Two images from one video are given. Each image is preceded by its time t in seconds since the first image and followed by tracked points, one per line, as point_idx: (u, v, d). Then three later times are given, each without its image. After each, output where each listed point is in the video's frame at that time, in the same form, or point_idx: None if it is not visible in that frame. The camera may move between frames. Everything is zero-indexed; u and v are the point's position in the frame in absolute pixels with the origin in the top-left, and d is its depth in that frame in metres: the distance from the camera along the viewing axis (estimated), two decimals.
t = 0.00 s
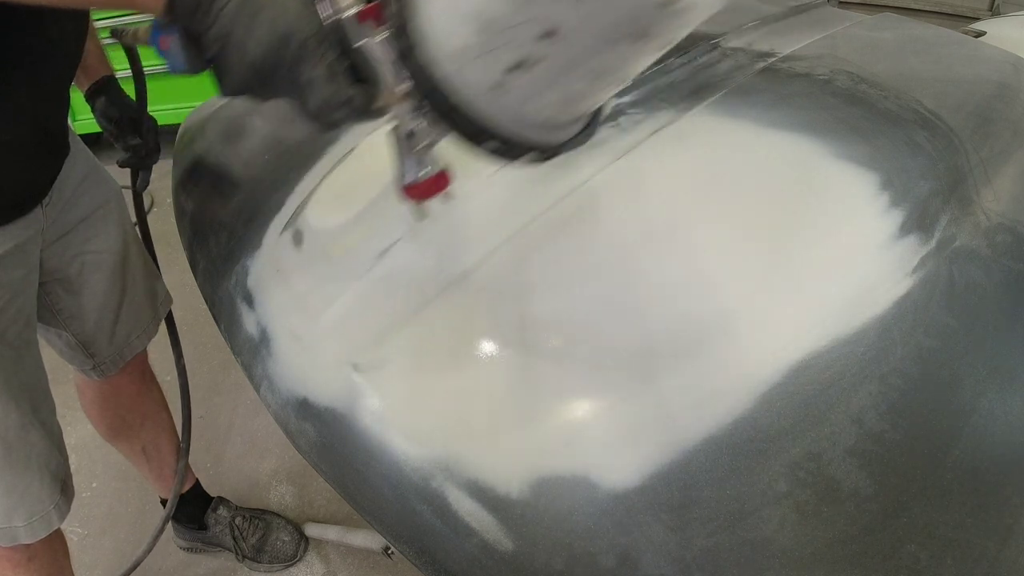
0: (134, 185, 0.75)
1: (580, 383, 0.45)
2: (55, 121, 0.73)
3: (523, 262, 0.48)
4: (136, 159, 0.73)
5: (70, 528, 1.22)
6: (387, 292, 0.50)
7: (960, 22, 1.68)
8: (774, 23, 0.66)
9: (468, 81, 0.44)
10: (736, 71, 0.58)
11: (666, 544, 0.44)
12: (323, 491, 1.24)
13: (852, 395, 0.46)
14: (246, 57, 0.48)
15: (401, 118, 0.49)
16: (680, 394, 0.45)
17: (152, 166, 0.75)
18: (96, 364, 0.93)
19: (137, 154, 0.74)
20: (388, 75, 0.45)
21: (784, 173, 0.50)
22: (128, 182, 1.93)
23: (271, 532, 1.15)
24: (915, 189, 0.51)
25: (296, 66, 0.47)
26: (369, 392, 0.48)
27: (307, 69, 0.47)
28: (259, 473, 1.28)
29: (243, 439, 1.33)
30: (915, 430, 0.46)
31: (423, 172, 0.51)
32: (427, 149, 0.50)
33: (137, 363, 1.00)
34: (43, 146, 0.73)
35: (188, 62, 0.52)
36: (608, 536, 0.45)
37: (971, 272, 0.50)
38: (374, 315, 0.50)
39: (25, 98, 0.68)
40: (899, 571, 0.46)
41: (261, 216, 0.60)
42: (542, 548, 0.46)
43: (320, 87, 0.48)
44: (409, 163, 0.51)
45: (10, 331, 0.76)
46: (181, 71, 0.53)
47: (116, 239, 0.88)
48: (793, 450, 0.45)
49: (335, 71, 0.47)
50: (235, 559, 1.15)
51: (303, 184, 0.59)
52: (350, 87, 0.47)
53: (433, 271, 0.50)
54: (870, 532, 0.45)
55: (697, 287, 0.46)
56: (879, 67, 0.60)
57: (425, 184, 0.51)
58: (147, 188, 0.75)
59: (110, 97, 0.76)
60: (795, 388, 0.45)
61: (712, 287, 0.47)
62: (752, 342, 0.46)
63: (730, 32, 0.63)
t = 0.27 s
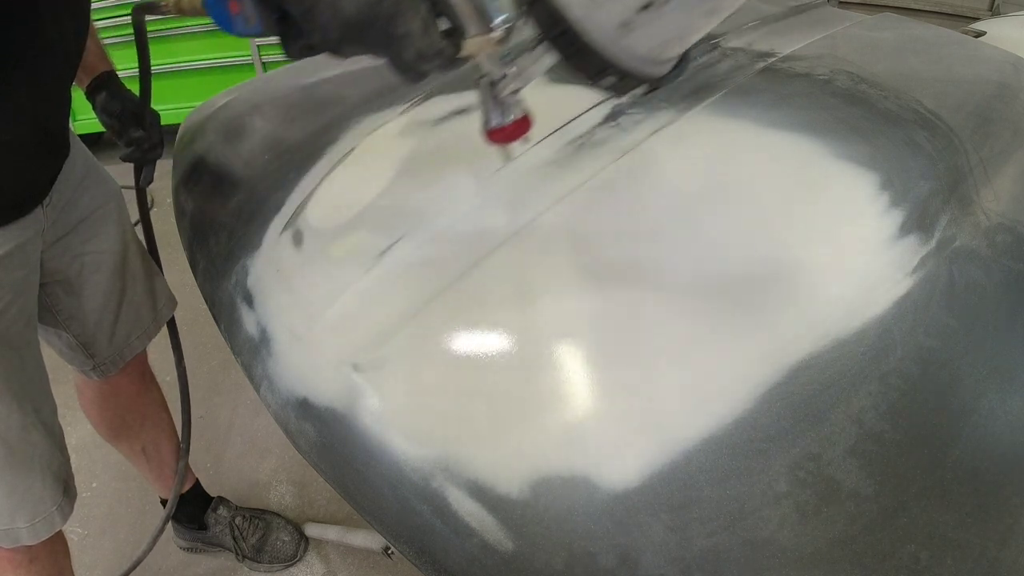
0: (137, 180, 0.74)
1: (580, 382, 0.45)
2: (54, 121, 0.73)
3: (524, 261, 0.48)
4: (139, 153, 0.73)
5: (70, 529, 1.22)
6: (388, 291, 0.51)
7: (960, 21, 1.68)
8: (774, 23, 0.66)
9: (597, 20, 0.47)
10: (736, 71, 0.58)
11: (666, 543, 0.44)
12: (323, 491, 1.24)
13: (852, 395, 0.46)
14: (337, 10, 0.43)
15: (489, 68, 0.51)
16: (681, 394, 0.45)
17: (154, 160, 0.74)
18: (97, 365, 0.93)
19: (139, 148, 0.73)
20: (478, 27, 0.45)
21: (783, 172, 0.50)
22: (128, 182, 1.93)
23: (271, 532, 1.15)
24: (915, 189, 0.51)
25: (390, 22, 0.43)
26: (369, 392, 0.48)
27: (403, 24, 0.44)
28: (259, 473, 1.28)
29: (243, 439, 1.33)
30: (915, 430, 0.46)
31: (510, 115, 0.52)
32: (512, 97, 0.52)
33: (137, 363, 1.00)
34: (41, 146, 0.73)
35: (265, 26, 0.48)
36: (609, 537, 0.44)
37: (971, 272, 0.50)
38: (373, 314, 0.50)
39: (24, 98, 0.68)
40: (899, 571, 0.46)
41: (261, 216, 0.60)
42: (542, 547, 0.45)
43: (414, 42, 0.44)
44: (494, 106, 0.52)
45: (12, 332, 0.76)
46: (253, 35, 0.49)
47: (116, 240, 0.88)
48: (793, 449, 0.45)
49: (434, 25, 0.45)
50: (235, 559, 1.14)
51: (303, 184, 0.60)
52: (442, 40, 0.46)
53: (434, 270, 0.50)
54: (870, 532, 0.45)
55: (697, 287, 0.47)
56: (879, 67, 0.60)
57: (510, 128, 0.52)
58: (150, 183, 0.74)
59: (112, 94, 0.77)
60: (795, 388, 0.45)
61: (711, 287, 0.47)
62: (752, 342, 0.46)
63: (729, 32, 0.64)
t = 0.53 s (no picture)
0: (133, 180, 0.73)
1: (580, 382, 0.45)
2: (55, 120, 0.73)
3: (523, 261, 0.48)
4: (137, 152, 0.73)
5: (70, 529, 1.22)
6: (388, 291, 0.51)
7: (960, 22, 1.68)
8: (774, 23, 0.66)
9: None
10: (736, 71, 0.58)
11: (667, 544, 0.44)
12: (323, 491, 1.24)
13: (852, 394, 0.46)
14: None
15: (566, 18, 0.57)
16: (681, 394, 0.45)
17: (151, 160, 0.74)
18: (97, 365, 0.93)
19: (137, 147, 0.73)
20: None
21: (784, 172, 0.50)
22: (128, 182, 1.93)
23: (272, 531, 1.15)
24: (915, 189, 0.51)
25: None
26: (369, 392, 0.48)
27: None
28: (259, 473, 1.28)
29: (243, 439, 1.33)
30: (915, 430, 0.46)
31: (583, 65, 0.57)
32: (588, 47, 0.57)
33: (137, 363, 1.00)
34: (41, 145, 0.72)
35: None
36: (609, 537, 0.44)
37: (970, 272, 0.50)
38: (373, 314, 0.50)
39: (24, 97, 0.68)
40: (900, 572, 0.46)
41: (261, 216, 0.60)
42: (542, 548, 0.45)
43: None
44: (567, 57, 0.57)
45: (13, 332, 0.76)
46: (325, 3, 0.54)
47: (117, 240, 0.87)
48: (793, 449, 0.45)
49: None
50: (235, 559, 1.14)
51: (303, 184, 0.60)
52: None
53: (435, 270, 0.50)
54: (871, 532, 0.45)
55: (698, 286, 0.47)
56: (879, 67, 0.60)
57: (585, 78, 0.57)
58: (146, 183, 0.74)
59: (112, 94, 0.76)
60: (795, 387, 0.45)
61: (710, 286, 0.47)
62: (751, 341, 0.46)
63: (729, 32, 0.64)
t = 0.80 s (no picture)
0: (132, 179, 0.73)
1: (580, 382, 0.45)
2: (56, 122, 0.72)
3: (523, 260, 0.48)
4: (138, 152, 0.73)
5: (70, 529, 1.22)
6: (388, 291, 0.51)
7: (961, 22, 1.67)
8: (774, 23, 0.66)
9: None
10: (735, 71, 0.58)
11: (667, 544, 0.44)
12: (323, 491, 1.24)
13: (852, 394, 0.46)
14: None
15: None
16: (681, 394, 0.45)
17: (150, 161, 0.74)
18: (97, 365, 0.93)
19: (137, 147, 0.72)
20: None
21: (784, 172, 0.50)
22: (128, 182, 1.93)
23: (272, 532, 1.15)
24: (915, 189, 0.51)
25: None
26: (369, 392, 0.48)
27: None
28: (259, 473, 1.28)
29: (243, 439, 1.33)
30: (915, 430, 0.46)
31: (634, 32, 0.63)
32: (639, 17, 0.63)
33: (137, 364, 1.00)
34: (43, 146, 0.71)
35: None
36: (609, 537, 0.44)
37: (970, 272, 0.50)
38: (374, 314, 0.50)
39: (25, 98, 0.67)
40: (901, 572, 0.45)
41: (262, 216, 0.60)
42: (542, 548, 0.45)
43: None
44: (619, 26, 0.63)
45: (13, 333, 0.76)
46: None
47: (117, 240, 0.88)
48: (793, 449, 0.45)
49: None
50: (235, 559, 1.14)
51: (303, 184, 0.60)
52: None
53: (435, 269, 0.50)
54: (871, 532, 0.45)
55: (698, 286, 0.47)
56: (879, 67, 0.60)
57: (637, 44, 0.62)
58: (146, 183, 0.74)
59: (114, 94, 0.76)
60: (795, 387, 0.45)
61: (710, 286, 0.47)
62: (751, 341, 0.46)
63: (729, 32, 0.64)
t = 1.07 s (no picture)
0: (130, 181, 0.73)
1: (580, 382, 0.45)
2: (56, 123, 0.72)
3: (523, 260, 0.48)
4: (136, 154, 0.73)
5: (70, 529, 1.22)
6: (388, 292, 0.51)
7: (961, 22, 1.67)
8: (774, 23, 0.66)
9: None
10: (736, 71, 0.58)
11: (667, 544, 0.44)
12: (323, 491, 1.24)
13: (852, 395, 0.46)
14: None
15: None
16: (681, 393, 0.45)
17: (149, 162, 0.74)
18: (97, 365, 0.93)
19: (136, 148, 0.73)
20: None
21: (784, 173, 0.50)
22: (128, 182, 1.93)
23: (272, 532, 1.15)
24: (915, 189, 0.51)
25: None
26: (369, 392, 0.48)
27: None
28: (260, 473, 1.28)
29: (243, 439, 1.33)
30: (915, 430, 0.46)
31: None
32: None
33: (137, 364, 1.00)
34: (42, 147, 0.71)
35: None
36: (609, 537, 0.44)
37: (970, 271, 0.50)
38: (374, 314, 0.50)
39: (24, 97, 0.67)
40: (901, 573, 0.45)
41: (262, 217, 0.60)
42: (542, 548, 0.45)
43: None
44: None
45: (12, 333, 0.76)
46: None
47: (117, 240, 0.88)
48: (793, 450, 0.45)
49: None
50: (235, 559, 1.14)
51: (303, 184, 0.60)
52: None
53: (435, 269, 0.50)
54: (871, 532, 0.45)
55: (698, 286, 0.47)
56: (880, 67, 0.60)
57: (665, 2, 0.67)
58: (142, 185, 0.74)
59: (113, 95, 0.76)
60: (796, 387, 0.45)
61: (709, 286, 0.47)
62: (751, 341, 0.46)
63: (729, 32, 0.64)
